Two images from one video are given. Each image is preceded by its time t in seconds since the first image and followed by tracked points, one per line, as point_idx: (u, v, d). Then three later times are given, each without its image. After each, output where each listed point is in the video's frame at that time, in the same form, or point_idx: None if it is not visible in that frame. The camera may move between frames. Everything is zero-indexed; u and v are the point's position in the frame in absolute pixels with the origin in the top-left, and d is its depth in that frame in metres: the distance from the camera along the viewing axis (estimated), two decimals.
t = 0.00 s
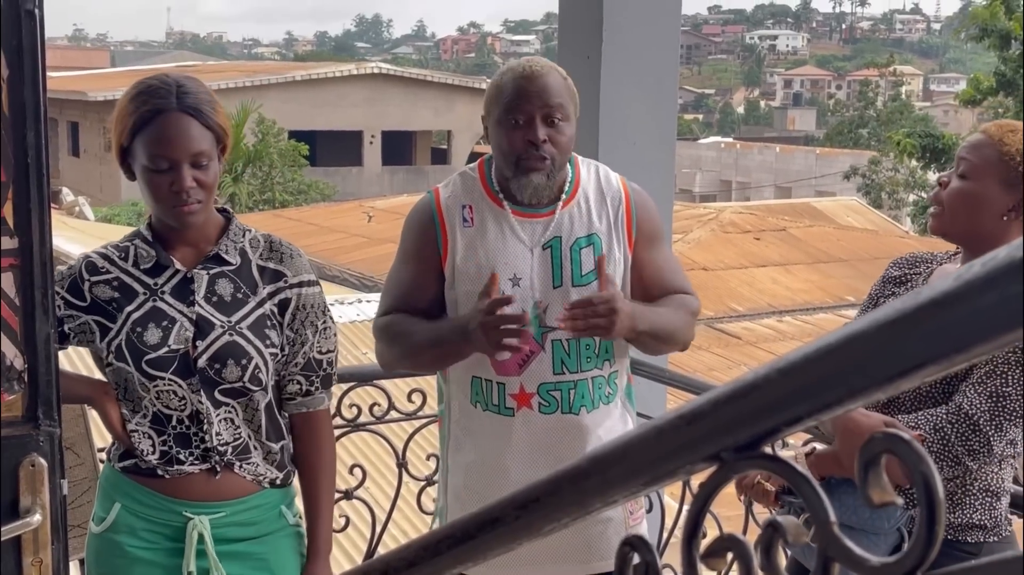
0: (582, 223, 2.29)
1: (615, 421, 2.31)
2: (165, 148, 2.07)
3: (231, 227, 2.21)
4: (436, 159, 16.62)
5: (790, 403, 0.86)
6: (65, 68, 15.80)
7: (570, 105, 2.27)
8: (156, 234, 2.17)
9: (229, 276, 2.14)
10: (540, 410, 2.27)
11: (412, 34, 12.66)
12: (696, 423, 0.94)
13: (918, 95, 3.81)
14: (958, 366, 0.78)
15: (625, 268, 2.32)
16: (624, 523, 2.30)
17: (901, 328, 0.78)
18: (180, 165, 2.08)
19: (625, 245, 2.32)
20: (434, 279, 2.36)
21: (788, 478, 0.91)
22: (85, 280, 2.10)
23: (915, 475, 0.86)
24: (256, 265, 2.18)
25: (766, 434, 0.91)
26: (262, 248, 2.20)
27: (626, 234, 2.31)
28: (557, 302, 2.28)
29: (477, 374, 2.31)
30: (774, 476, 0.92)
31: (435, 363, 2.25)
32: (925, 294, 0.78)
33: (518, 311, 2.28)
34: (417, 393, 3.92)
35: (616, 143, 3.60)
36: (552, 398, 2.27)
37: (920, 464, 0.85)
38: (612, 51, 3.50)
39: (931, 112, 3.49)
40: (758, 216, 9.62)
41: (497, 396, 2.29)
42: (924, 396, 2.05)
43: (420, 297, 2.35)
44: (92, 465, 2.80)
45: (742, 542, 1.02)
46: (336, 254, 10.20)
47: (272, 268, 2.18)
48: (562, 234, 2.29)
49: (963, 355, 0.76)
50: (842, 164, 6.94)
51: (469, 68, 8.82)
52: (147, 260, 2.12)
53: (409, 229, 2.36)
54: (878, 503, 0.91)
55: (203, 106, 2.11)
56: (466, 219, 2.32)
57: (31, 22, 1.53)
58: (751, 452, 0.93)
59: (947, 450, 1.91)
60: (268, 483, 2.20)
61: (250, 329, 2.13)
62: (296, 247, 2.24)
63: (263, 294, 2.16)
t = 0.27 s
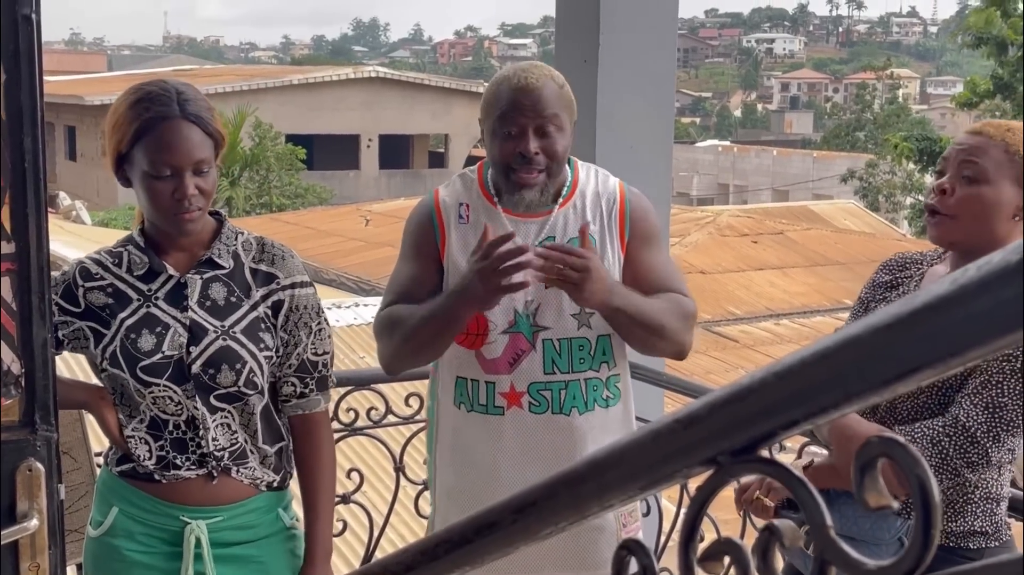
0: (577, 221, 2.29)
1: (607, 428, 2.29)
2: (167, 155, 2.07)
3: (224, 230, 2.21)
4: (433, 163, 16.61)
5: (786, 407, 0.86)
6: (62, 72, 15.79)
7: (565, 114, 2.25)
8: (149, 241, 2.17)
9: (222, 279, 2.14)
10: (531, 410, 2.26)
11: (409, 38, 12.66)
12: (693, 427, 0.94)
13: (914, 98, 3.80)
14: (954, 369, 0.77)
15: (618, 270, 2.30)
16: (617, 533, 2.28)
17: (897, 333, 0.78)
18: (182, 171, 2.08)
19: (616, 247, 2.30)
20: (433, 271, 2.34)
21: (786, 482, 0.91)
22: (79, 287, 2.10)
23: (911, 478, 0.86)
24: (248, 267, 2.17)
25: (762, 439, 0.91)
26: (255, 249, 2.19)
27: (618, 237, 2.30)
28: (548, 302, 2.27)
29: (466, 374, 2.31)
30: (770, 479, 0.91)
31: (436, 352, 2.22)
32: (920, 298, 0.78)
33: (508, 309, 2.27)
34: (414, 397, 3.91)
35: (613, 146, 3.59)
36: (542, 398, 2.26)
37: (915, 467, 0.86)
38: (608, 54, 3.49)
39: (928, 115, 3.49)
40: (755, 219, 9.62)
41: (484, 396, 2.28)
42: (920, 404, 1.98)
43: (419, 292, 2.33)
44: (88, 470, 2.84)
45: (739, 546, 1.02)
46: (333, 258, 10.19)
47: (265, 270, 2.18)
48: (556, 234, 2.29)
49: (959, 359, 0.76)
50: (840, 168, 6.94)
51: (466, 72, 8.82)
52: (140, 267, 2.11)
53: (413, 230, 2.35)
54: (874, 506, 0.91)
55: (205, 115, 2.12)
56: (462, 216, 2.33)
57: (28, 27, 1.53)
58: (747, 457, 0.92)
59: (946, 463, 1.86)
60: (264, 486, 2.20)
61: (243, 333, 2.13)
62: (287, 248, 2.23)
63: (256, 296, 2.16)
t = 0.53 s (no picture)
0: (576, 238, 2.28)
1: (602, 436, 2.31)
2: (171, 162, 2.08)
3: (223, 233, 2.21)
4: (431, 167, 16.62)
5: (781, 411, 0.86)
6: (59, 76, 15.78)
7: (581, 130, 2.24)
8: (151, 247, 2.17)
9: (221, 284, 2.14)
10: (527, 423, 2.28)
11: (406, 42, 12.67)
12: (689, 431, 0.94)
13: (910, 102, 3.81)
14: (949, 373, 0.78)
15: (620, 284, 2.32)
16: (614, 538, 2.28)
17: (893, 338, 0.78)
18: (187, 178, 2.09)
19: (619, 259, 2.31)
20: (423, 289, 2.38)
21: (782, 487, 0.91)
22: (78, 292, 2.10)
23: (906, 482, 0.86)
24: (246, 272, 2.17)
25: (757, 443, 0.91)
26: (253, 255, 2.19)
27: (620, 251, 2.31)
28: (547, 317, 2.27)
29: (465, 384, 2.32)
30: (765, 483, 0.92)
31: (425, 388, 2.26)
32: (914, 303, 0.78)
33: (507, 322, 2.28)
34: (411, 401, 3.91)
35: (610, 151, 3.60)
36: (538, 412, 2.27)
37: (910, 470, 0.86)
38: (606, 59, 3.50)
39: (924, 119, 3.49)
40: (752, 223, 9.63)
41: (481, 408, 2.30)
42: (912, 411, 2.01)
43: (409, 308, 2.38)
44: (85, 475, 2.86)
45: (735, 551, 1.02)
46: (330, 261, 10.19)
47: (263, 275, 2.17)
48: (555, 248, 2.28)
49: (953, 363, 0.76)
50: (837, 172, 6.95)
51: (464, 76, 8.82)
52: (139, 273, 2.12)
53: (403, 245, 2.37)
54: (869, 509, 0.92)
55: (205, 120, 2.14)
56: (457, 231, 2.33)
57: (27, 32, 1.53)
58: (743, 460, 0.93)
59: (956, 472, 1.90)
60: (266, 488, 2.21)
61: (242, 338, 2.12)
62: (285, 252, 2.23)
63: (254, 302, 2.15)
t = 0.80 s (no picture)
0: (575, 242, 2.29)
1: (603, 438, 2.31)
2: (175, 166, 2.08)
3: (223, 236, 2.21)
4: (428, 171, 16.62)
5: (777, 414, 0.87)
6: (57, 80, 15.79)
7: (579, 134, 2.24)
8: (156, 253, 2.17)
9: (220, 289, 2.14)
10: (528, 427, 2.28)
11: (404, 47, 12.68)
12: (686, 435, 0.94)
13: (907, 107, 3.81)
14: (945, 376, 0.78)
15: (621, 287, 2.32)
16: (614, 541, 2.29)
17: (887, 341, 0.78)
18: (191, 182, 2.09)
19: (619, 262, 2.32)
20: (422, 294, 2.37)
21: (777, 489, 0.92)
22: (77, 296, 2.10)
23: (902, 486, 0.87)
24: (246, 277, 2.17)
25: (753, 447, 0.91)
26: (252, 259, 2.19)
27: (621, 255, 2.31)
28: (548, 321, 2.27)
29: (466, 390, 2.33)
30: (762, 486, 0.92)
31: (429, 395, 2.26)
32: (909, 306, 0.78)
33: (509, 327, 2.28)
34: (408, 405, 3.91)
35: (607, 155, 3.60)
36: (540, 417, 2.27)
37: (905, 474, 0.86)
38: (603, 63, 3.50)
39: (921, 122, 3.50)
40: (750, 227, 9.64)
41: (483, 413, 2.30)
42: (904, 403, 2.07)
43: (408, 314, 2.38)
44: (83, 478, 2.89)
45: (733, 555, 1.03)
46: (327, 266, 10.17)
47: (262, 279, 2.17)
48: (555, 253, 2.28)
49: (948, 366, 0.76)
50: (834, 177, 6.95)
51: (461, 80, 8.83)
52: (138, 277, 2.12)
53: (400, 250, 2.36)
54: (865, 513, 0.92)
55: (205, 122, 2.14)
56: (457, 236, 2.33)
57: (25, 37, 1.53)
58: (739, 464, 0.93)
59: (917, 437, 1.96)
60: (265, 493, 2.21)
61: (241, 341, 2.13)
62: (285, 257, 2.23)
63: (253, 306, 2.15)
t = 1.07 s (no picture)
0: (575, 245, 2.29)
1: (603, 442, 2.31)
2: (180, 164, 2.08)
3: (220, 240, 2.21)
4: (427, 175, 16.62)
5: (776, 417, 0.86)
6: (56, 84, 15.79)
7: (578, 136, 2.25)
8: (158, 255, 2.16)
9: (219, 291, 2.14)
10: (529, 431, 2.27)
11: (402, 50, 12.69)
12: (684, 438, 0.94)
13: (906, 110, 3.81)
14: (943, 379, 0.78)
15: (621, 288, 2.32)
16: (614, 545, 2.28)
17: (885, 344, 0.78)
18: (196, 180, 2.09)
19: (620, 265, 2.32)
20: (422, 298, 2.36)
21: (775, 493, 0.91)
22: (74, 301, 2.09)
23: (899, 490, 0.86)
24: (244, 279, 2.17)
25: (751, 450, 0.91)
26: (249, 262, 2.20)
27: (621, 257, 2.32)
28: (549, 323, 2.26)
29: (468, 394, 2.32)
30: (760, 490, 0.91)
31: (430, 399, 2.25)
32: (907, 309, 0.78)
33: (509, 330, 2.27)
34: (407, 409, 3.91)
35: (606, 158, 3.60)
36: (542, 420, 2.27)
37: (903, 477, 0.86)
38: (602, 67, 3.50)
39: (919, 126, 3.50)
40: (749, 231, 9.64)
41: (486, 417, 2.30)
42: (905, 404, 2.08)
43: (408, 317, 2.38)
44: (81, 483, 2.91)
45: (731, 559, 1.02)
46: (326, 269, 10.18)
47: (260, 282, 2.18)
48: (555, 255, 2.28)
49: (946, 370, 0.76)
50: (833, 181, 6.96)
51: (459, 84, 8.84)
52: (136, 281, 2.11)
53: (398, 254, 2.36)
54: (862, 518, 0.92)
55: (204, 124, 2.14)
56: (456, 239, 2.32)
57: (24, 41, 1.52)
58: (737, 467, 0.92)
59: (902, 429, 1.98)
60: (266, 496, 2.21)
61: (240, 343, 2.13)
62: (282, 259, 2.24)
63: (251, 308, 2.16)
